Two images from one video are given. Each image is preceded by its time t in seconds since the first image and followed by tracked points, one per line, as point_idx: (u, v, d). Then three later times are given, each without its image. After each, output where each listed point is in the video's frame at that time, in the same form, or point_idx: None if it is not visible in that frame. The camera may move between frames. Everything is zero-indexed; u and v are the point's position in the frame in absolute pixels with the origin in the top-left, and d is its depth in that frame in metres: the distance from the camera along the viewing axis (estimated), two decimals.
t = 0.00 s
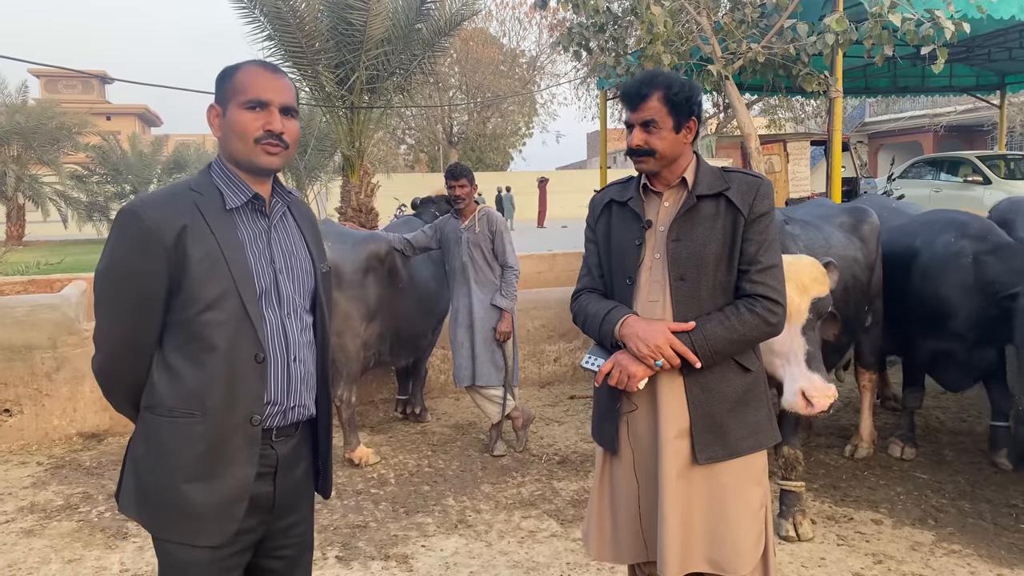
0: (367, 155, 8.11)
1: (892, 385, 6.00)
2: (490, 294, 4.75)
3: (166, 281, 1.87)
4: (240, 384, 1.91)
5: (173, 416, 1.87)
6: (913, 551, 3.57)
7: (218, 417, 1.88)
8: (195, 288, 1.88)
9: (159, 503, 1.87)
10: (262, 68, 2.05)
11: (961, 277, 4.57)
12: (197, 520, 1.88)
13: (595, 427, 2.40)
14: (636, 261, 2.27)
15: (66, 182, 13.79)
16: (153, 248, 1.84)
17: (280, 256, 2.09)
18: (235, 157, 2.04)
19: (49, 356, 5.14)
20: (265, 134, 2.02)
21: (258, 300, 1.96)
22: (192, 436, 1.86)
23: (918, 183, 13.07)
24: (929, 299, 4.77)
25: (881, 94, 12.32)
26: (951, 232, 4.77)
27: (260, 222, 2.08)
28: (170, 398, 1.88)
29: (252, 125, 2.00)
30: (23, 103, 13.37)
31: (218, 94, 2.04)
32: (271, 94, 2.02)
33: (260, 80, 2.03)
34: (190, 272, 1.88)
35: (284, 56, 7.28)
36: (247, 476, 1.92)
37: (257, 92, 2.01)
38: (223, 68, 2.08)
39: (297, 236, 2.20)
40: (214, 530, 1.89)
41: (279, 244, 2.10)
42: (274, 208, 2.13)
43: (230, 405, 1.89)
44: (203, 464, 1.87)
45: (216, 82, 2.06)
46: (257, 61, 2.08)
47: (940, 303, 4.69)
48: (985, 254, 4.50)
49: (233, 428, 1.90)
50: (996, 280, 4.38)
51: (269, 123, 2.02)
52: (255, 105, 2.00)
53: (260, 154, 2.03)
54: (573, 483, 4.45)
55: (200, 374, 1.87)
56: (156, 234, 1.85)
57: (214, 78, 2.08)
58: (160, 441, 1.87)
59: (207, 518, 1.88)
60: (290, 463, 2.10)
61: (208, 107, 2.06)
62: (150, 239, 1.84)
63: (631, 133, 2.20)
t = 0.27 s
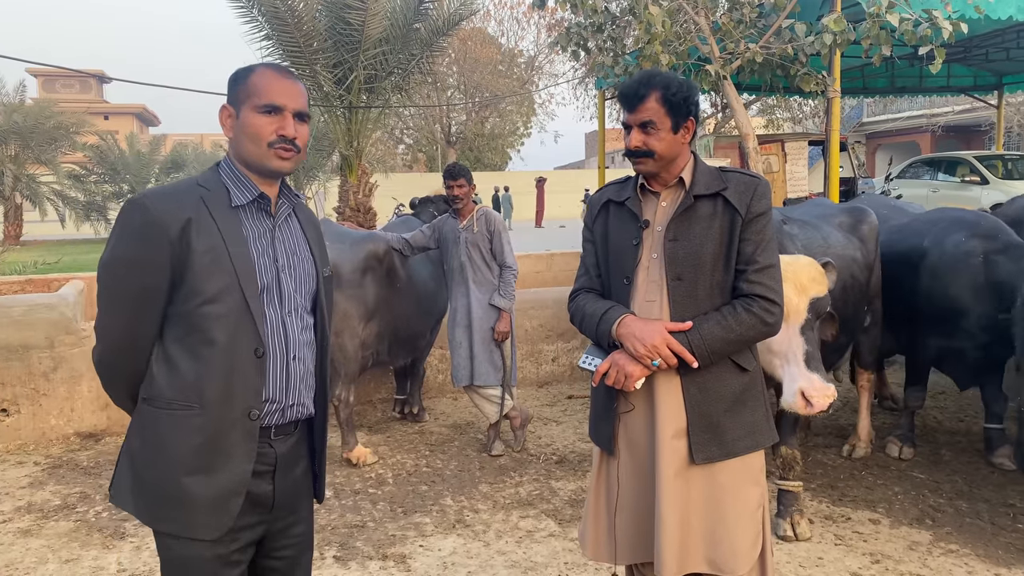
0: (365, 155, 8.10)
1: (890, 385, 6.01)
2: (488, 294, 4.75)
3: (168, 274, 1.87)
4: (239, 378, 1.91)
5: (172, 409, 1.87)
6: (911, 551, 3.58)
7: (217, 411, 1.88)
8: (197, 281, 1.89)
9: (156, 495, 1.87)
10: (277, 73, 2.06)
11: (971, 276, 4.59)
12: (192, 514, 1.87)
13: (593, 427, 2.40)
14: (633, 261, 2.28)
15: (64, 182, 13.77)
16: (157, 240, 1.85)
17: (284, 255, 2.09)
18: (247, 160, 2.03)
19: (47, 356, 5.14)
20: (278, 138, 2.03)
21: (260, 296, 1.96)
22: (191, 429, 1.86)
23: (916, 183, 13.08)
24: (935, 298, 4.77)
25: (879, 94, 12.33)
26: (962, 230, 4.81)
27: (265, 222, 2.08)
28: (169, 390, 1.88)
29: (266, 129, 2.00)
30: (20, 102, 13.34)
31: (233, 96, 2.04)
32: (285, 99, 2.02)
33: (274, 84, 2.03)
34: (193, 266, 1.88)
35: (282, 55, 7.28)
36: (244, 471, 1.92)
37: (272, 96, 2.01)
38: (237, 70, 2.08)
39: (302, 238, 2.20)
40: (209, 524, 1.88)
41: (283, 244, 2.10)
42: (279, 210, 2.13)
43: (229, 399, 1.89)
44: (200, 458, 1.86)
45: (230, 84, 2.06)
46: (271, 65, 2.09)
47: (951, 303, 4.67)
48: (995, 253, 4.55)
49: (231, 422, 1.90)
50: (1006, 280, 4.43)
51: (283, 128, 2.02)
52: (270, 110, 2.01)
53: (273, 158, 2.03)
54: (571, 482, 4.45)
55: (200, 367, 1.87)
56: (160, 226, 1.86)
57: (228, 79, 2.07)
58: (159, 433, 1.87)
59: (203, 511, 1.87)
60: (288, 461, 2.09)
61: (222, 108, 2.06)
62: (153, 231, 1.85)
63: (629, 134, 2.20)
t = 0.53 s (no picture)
0: (363, 154, 8.10)
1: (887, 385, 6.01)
2: (486, 293, 4.75)
3: (173, 278, 1.86)
4: (248, 381, 1.91)
5: (180, 415, 1.86)
6: (908, 550, 3.58)
7: (227, 416, 1.88)
8: (203, 285, 1.88)
9: (165, 503, 1.86)
10: (293, 77, 2.05)
11: (957, 277, 4.60)
12: (204, 521, 1.86)
13: (589, 427, 2.40)
14: (631, 261, 2.28)
15: (61, 180, 13.74)
16: (161, 244, 1.84)
17: (284, 256, 2.10)
18: (262, 163, 2.02)
19: (44, 355, 5.13)
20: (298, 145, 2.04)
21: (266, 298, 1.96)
22: (200, 435, 1.85)
23: (914, 183, 13.09)
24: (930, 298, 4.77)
25: (877, 94, 12.34)
26: (947, 230, 4.84)
27: (264, 223, 2.08)
28: (176, 396, 1.87)
29: (290, 135, 2.01)
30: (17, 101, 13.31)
31: (248, 94, 2.00)
32: (307, 106, 2.04)
33: (294, 90, 2.03)
34: (198, 270, 1.87)
35: (280, 54, 7.27)
36: (254, 475, 1.92)
37: (296, 104, 2.01)
38: (247, 66, 2.03)
39: (297, 238, 2.21)
40: (221, 529, 1.88)
41: (282, 245, 2.11)
42: (276, 211, 2.13)
43: (238, 404, 1.89)
44: (211, 463, 1.86)
45: (241, 80, 2.01)
46: (283, 66, 2.07)
47: (937, 303, 4.68)
48: (982, 254, 4.55)
49: (241, 426, 1.90)
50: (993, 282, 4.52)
51: (306, 136, 2.04)
52: (294, 117, 2.01)
53: (291, 164, 2.04)
54: (569, 482, 4.45)
55: (207, 372, 1.87)
56: (163, 230, 1.84)
57: (238, 74, 2.01)
58: (166, 440, 1.86)
59: (215, 517, 1.87)
60: (294, 462, 2.09)
61: (231, 104, 2.00)
62: (157, 235, 1.84)
63: (628, 135, 2.19)
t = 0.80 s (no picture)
0: (360, 154, 8.09)
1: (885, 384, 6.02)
2: (484, 293, 4.75)
3: (174, 290, 1.82)
4: (259, 388, 1.91)
5: (191, 431, 1.83)
6: (906, 549, 3.59)
7: (241, 426, 1.88)
8: (206, 295, 1.85)
9: (181, 522, 1.84)
10: (275, 71, 2.04)
11: (937, 278, 4.63)
12: (228, 533, 1.87)
13: (587, 426, 2.40)
14: (629, 260, 2.28)
15: (59, 179, 13.70)
16: (162, 256, 1.79)
17: (270, 255, 2.11)
18: (249, 161, 2.00)
19: (41, 354, 5.11)
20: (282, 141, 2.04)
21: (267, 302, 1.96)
22: (214, 448, 1.84)
23: (912, 182, 13.11)
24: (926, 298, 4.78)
25: (875, 94, 12.35)
26: (929, 229, 4.82)
27: (246, 222, 2.08)
28: (184, 412, 1.84)
29: (277, 131, 2.00)
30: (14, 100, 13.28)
31: (234, 89, 1.96)
32: (290, 102, 2.04)
33: (279, 85, 2.03)
34: (201, 279, 1.85)
35: (278, 53, 7.26)
36: (270, 482, 1.94)
37: (282, 99, 2.01)
38: (230, 58, 1.98)
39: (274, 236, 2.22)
40: (242, 539, 1.89)
41: (267, 245, 2.12)
42: (256, 209, 2.12)
43: (251, 413, 1.89)
44: (227, 475, 1.86)
45: (225, 73, 1.96)
46: (264, 60, 2.04)
47: (918, 303, 4.74)
48: (961, 256, 4.60)
49: (254, 435, 1.91)
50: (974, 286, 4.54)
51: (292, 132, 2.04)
52: (280, 113, 2.01)
53: (276, 160, 2.04)
54: (567, 481, 4.45)
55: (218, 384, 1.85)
56: (163, 241, 1.79)
57: (221, 67, 1.96)
58: (177, 458, 1.83)
59: (235, 528, 1.88)
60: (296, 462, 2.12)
61: (216, 99, 1.95)
62: (158, 247, 1.79)
63: (628, 134, 2.19)
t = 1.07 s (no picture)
0: (358, 152, 8.08)
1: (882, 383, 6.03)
2: (483, 291, 4.75)
3: (147, 297, 1.76)
4: (233, 398, 1.89)
5: (163, 445, 1.79)
6: (903, 549, 3.59)
7: (214, 438, 1.85)
8: (181, 303, 1.80)
9: (151, 537, 1.79)
10: (241, 57, 1.98)
11: (925, 278, 4.69)
12: (200, 545, 1.85)
13: (586, 425, 2.40)
14: (627, 259, 2.28)
15: (57, 178, 13.66)
16: (137, 262, 1.73)
17: (236, 255, 2.09)
18: (218, 152, 1.95)
19: (39, 353, 5.10)
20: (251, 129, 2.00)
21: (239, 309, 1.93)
22: (188, 462, 1.81)
23: (910, 182, 13.13)
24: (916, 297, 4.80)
25: (873, 93, 12.36)
26: (919, 229, 4.89)
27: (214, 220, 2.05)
28: (155, 425, 1.78)
29: (247, 121, 1.96)
30: (11, 98, 13.24)
31: (202, 76, 1.89)
32: (257, 89, 2.00)
33: (246, 71, 1.98)
34: (176, 285, 1.80)
35: (277, 52, 7.26)
36: (242, 494, 1.92)
37: (251, 86, 1.96)
38: (196, 43, 1.91)
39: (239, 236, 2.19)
40: (214, 550, 1.88)
41: (232, 246, 2.09)
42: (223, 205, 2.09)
43: (224, 423, 1.87)
44: (200, 488, 1.84)
45: (191, 58, 1.89)
46: (228, 44, 1.98)
47: (916, 302, 4.75)
48: (948, 257, 4.64)
49: (226, 446, 1.88)
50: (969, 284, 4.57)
51: (261, 120, 2.00)
52: (250, 101, 1.96)
53: (246, 150, 2.00)
54: (565, 480, 4.46)
55: (192, 395, 1.81)
56: (139, 246, 1.73)
57: (187, 52, 1.89)
58: (147, 473, 1.78)
59: (207, 541, 1.86)
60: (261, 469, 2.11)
61: (183, 87, 1.88)
62: (133, 252, 1.72)
63: (626, 132, 2.19)
